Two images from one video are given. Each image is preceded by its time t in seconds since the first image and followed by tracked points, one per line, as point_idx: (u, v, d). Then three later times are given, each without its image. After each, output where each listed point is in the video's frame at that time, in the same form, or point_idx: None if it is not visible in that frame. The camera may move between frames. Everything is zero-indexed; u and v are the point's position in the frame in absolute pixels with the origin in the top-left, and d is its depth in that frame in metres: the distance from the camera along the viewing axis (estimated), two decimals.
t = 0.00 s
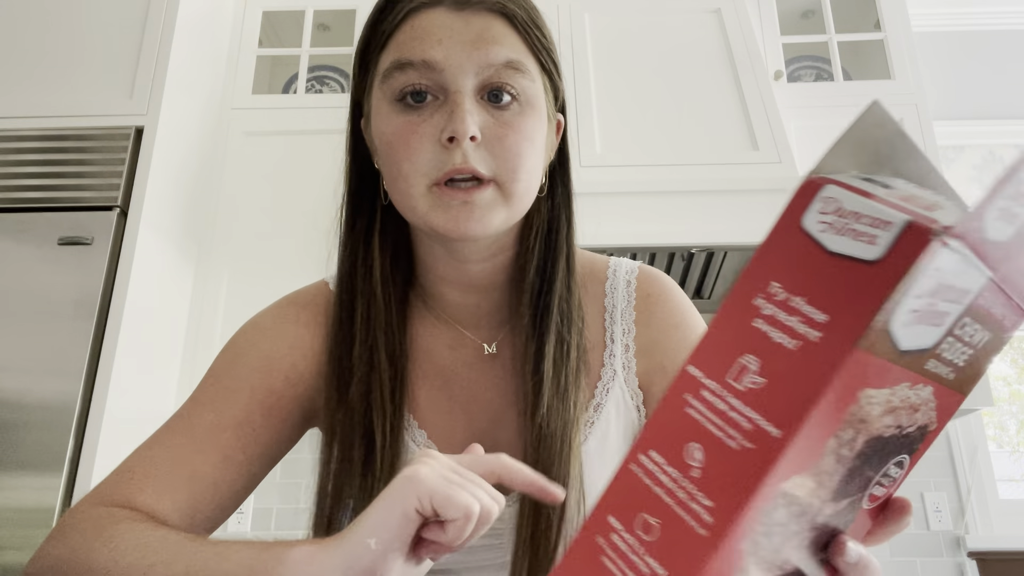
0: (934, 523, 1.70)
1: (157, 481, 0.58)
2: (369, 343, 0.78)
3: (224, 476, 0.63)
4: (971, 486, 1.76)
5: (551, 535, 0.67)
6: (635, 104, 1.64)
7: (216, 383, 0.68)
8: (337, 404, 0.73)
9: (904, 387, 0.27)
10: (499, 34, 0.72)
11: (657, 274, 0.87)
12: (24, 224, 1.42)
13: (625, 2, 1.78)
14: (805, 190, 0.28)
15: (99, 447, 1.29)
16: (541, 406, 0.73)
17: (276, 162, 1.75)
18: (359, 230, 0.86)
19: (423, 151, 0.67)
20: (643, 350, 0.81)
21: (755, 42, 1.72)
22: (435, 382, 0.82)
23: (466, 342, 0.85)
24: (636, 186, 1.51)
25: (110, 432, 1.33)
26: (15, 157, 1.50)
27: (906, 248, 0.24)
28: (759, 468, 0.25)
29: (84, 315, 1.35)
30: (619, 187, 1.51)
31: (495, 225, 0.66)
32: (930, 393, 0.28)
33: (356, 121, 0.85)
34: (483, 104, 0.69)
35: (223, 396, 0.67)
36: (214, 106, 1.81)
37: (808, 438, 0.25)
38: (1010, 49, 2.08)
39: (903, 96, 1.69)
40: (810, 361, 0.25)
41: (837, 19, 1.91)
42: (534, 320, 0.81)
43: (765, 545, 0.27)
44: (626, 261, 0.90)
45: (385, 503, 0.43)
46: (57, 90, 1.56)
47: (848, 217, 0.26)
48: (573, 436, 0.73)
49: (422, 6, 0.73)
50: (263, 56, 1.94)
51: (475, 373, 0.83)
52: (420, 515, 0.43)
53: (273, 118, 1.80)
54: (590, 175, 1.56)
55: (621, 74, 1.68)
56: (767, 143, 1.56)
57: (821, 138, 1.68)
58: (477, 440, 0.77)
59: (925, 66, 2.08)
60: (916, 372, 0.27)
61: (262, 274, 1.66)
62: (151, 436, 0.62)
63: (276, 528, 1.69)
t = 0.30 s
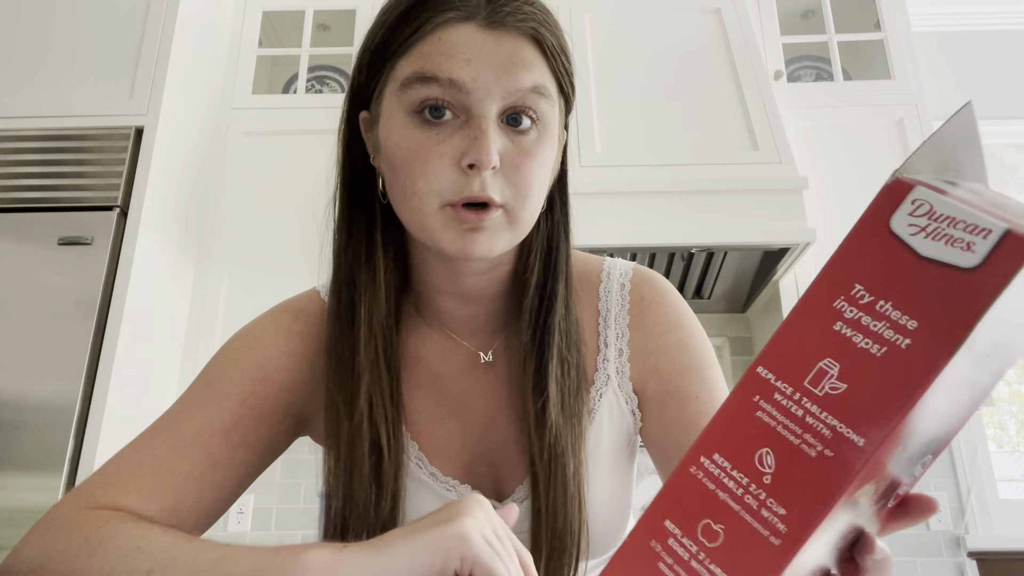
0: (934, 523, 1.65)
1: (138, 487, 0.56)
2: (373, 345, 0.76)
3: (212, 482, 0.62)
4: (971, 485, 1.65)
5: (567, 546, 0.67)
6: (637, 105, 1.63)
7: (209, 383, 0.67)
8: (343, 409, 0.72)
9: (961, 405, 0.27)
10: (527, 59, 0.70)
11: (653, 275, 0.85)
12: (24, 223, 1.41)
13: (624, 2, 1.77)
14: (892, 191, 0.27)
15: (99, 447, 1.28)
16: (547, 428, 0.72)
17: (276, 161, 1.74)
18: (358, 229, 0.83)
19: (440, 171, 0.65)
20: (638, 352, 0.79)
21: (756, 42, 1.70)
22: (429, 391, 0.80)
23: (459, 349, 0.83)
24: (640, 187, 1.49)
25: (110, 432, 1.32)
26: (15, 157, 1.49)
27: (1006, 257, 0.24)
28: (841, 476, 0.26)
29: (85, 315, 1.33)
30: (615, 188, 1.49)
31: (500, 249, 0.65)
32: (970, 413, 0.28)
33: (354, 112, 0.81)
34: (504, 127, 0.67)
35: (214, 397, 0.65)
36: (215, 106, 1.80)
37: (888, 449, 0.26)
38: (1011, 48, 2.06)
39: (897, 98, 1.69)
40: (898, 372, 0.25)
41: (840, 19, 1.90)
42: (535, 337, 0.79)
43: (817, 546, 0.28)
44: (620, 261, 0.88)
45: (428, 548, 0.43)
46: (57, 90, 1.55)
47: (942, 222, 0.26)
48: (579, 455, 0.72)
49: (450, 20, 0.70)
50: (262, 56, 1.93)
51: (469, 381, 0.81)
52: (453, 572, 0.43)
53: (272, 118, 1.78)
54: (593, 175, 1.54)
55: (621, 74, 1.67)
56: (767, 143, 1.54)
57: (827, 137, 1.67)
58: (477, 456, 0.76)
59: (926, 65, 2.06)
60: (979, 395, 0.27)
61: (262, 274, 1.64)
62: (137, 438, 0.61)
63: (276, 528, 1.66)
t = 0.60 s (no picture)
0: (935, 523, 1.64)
1: (134, 486, 0.56)
2: (371, 347, 0.77)
3: (211, 483, 0.62)
4: (971, 486, 1.65)
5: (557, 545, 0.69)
6: (637, 105, 1.63)
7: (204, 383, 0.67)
8: (336, 415, 0.73)
9: (973, 407, 0.27)
10: (545, 79, 0.68)
11: (650, 275, 0.85)
12: (24, 223, 1.40)
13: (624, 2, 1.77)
14: (910, 196, 0.27)
15: (99, 447, 1.27)
16: (539, 432, 0.72)
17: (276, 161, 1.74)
18: (361, 238, 0.82)
19: (450, 188, 0.65)
20: (636, 354, 0.79)
21: (756, 42, 1.70)
22: (427, 392, 0.80)
23: (459, 351, 0.83)
24: (641, 187, 1.49)
25: (110, 432, 1.32)
26: (15, 157, 1.49)
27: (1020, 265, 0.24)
28: (847, 476, 0.26)
29: (85, 315, 1.33)
30: (615, 188, 1.49)
31: (504, 264, 0.67)
32: (987, 413, 0.28)
33: (362, 112, 0.80)
34: (516, 146, 0.67)
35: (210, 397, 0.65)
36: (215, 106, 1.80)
37: (895, 451, 0.26)
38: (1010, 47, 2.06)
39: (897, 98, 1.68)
40: (908, 374, 0.25)
41: (839, 18, 1.90)
42: (534, 340, 0.79)
43: (823, 549, 0.29)
44: (619, 262, 0.88)
45: (418, 522, 0.43)
46: (57, 90, 1.54)
47: (957, 228, 0.26)
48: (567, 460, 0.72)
49: (471, 37, 0.68)
50: (262, 56, 1.93)
51: (462, 382, 0.81)
52: (452, 537, 0.44)
53: (273, 118, 1.78)
54: (593, 175, 1.54)
55: (621, 75, 1.67)
56: (767, 143, 1.54)
57: (828, 137, 1.66)
58: (474, 458, 0.77)
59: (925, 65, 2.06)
60: (991, 393, 0.27)
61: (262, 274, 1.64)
62: (133, 438, 0.61)
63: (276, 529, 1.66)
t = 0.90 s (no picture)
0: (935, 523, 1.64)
1: (130, 471, 0.53)
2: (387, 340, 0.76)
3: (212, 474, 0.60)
4: (970, 486, 1.66)
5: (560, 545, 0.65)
6: (637, 104, 1.63)
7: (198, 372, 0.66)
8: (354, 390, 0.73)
9: (959, 386, 0.26)
10: (556, 74, 0.69)
11: (654, 278, 0.85)
12: (24, 223, 1.41)
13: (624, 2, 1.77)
14: (886, 175, 0.28)
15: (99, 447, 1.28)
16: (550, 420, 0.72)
17: (276, 161, 1.74)
18: (376, 227, 0.83)
19: (462, 177, 0.65)
20: (635, 351, 0.80)
21: (756, 42, 1.70)
22: (429, 382, 0.80)
23: (464, 346, 0.84)
24: (641, 187, 1.49)
25: (110, 432, 1.32)
26: (15, 157, 1.49)
27: (991, 239, 0.24)
28: (820, 450, 0.26)
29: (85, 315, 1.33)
30: (615, 187, 1.49)
31: (513, 254, 0.67)
32: (982, 395, 0.27)
33: (377, 106, 0.81)
34: (529, 136, 0.67)
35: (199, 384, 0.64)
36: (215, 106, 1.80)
37: (869, 427, 0.26)
38: (1011, 47, 2.06)
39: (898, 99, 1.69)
40: (880, 349, 0.26)
41: (839, 18, 1.90)
42: (541, 338, 0.78)
43: (810, 534, 0.29)
44: (620, 264, 0.88)
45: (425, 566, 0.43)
46: (57, 89, 1.55)
47: (930, 205, 0.26)
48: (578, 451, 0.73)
49: (486, 31, 0.69)
50: (263, 56, 1.93)
51: (464, 374, 0.82)
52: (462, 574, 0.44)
53: (273, 118, 1.79)
54: (593, 175, 1.54)
55: (622, 74, 1.67)
56: (767, 144, 1.54)
57: (827, 136, 1.67)
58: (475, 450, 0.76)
59: (925, 65, 2.07)
60: (974, 372, 0.26)
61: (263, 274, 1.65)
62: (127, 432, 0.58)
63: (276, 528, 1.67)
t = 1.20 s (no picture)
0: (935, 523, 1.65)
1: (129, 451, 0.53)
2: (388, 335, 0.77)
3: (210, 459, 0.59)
4: (971, 485, 1.70)
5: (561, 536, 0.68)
6: (637, 104, 1.63)
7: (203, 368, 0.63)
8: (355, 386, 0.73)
9: (944, 378, 0.27)
10: (565, 65, 0.72)
11: (655, 283, 0.85)
12: (25, 223, 1.41)
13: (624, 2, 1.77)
14: (863, 167, 0.28)
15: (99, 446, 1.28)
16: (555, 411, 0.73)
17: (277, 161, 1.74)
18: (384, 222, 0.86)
19: (472, 156, 0.65)
20: (636, 349, 0.80)
21: (756, 42, 1.71)
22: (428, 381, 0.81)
23: (470, 343, 0.84)
24: (641, 186, 1.49)
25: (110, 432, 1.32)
26: (15, 157, 1.49)
27: (964, 229, 0.25)
28: (804, 439, 0.27)
29: (85, 315, 1.34)
30: (615, 187, 1.50)
31: (521, 238, 0.67)
32: (969, 389, 0.27)
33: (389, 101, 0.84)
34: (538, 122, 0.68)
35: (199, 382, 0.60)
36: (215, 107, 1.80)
37: (850, 415, 0.26)
38: (1011, 47, 2.06)
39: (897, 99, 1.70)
40: (861, 339, 0.26)
41: (839, 19, 1.90)
42: (547, 336, 0.79)
43: (795, 525, 0.29)
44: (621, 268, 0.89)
45: None
46: (57, 90, 1.55)
47: (907, 197, 0.27)
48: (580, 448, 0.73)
49: (499, 21, 0.72)
50: (263, 56, 1.93)
51: (469, 370, 0.82)
52: None
53: (273, 118, 1.79)
54: (593, 175, 1.54)
55: (622, 74, 1.67)
56: (767, 144, 1.54)
57: (828, 135, 1.67)
58: (478, 448, 0.76)
59: (925, 65, 2.07)
60: (959, 364, 0.26)
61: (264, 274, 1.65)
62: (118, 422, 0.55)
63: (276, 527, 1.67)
